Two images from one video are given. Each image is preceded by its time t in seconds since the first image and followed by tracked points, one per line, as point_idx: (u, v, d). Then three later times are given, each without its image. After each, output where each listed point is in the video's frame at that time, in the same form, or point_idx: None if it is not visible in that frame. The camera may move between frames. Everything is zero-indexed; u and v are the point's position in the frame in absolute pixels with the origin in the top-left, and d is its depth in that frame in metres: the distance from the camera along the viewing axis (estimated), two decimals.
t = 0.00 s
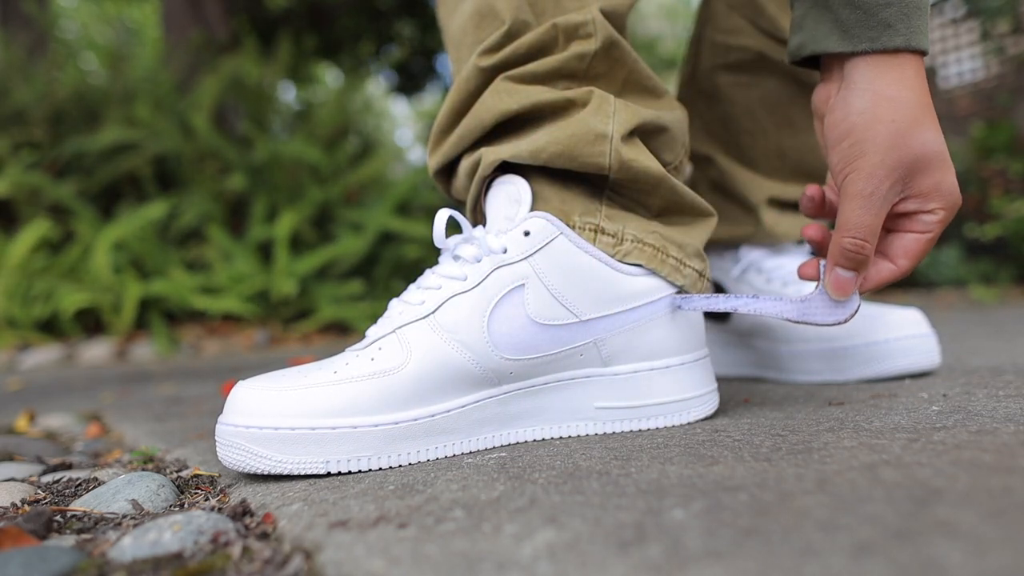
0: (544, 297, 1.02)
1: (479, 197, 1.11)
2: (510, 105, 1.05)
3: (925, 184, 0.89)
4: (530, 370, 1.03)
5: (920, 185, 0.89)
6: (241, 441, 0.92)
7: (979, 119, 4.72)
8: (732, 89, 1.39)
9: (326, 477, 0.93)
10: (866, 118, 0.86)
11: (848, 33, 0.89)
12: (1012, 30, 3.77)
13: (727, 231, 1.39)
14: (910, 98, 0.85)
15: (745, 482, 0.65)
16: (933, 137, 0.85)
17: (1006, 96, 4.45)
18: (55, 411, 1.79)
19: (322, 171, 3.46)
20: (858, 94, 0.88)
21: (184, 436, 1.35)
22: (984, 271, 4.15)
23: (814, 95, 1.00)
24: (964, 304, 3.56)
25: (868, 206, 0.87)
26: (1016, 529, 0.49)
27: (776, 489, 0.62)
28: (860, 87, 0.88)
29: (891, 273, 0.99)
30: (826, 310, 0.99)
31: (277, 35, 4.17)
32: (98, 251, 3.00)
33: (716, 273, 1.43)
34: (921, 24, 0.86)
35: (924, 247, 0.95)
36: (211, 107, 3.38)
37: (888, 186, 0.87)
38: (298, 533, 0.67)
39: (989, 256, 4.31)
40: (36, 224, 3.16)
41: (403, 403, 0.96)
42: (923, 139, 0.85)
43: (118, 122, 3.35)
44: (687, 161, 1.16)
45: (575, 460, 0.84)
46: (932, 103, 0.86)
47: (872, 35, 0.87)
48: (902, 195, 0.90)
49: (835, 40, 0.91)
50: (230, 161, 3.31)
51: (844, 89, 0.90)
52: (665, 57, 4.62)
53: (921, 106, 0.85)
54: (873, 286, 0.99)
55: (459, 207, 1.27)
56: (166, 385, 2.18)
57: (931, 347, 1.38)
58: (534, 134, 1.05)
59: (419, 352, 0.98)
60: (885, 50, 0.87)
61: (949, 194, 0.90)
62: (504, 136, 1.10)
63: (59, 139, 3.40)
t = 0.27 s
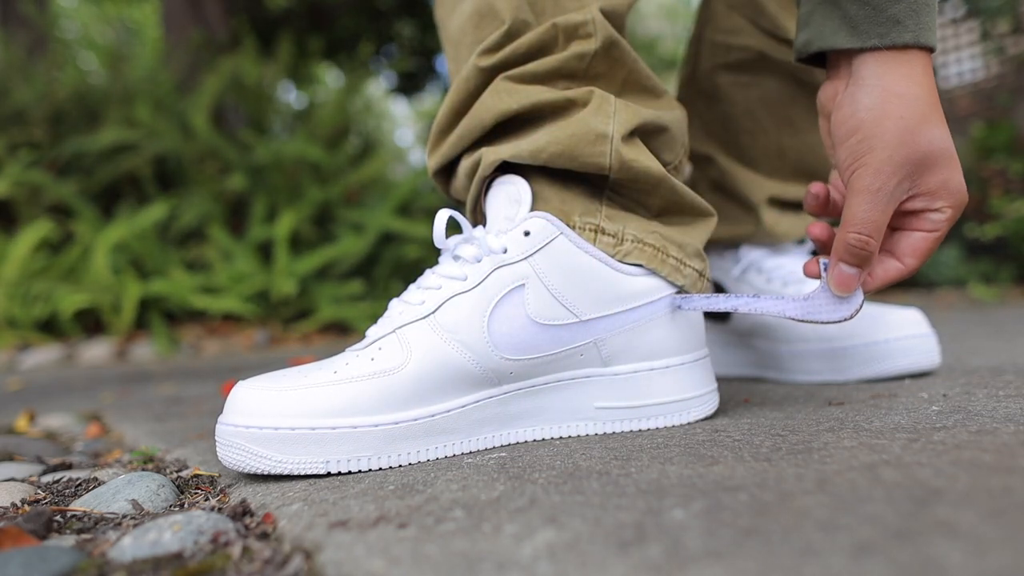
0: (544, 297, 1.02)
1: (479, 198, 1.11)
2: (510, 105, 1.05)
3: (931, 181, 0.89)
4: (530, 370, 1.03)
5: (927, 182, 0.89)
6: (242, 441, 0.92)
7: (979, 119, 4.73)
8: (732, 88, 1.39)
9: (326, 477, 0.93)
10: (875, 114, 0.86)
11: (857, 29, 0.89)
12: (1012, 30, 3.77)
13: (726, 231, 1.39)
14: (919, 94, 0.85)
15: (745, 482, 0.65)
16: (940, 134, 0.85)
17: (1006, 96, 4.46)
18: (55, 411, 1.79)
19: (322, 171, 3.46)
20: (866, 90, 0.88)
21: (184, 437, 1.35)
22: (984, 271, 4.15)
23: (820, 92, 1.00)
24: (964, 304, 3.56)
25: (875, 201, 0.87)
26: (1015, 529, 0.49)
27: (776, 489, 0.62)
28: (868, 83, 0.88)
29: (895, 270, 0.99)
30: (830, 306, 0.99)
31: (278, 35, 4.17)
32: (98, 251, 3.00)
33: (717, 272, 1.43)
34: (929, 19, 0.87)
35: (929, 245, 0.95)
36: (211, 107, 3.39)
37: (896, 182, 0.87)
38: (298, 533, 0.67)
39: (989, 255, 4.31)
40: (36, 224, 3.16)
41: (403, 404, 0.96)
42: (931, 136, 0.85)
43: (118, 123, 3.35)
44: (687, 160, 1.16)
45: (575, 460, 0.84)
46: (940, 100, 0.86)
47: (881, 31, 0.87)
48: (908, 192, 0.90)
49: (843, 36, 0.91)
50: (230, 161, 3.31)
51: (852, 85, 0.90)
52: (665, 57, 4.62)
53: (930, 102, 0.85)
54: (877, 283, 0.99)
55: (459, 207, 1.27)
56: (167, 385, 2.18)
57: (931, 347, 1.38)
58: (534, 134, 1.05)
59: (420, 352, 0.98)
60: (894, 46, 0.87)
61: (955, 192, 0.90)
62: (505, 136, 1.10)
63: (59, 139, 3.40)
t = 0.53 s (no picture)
0: (545, 297, 1.02)
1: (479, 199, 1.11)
2: (511, 105, 1.05)
3: (943, 173, 0.89)
4: (530, 371, 1.03)
5: (939, 173, 0.89)
6: (242, 441, 0.92)
7: (980, 119, 4.73)
8: (732, 88, 1.39)
9: (326, 477, 0.93)
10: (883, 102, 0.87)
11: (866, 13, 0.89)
12: (1012, 30, 3.77)
13: (726, 231, 1.39)
14: (928, 82, 0.85)
15: (745, 482, 0.65)
16: (951, 122, 0.85)
17: (1006, 96, 4.45)
18: (55, 411, 1.79)
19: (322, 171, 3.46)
20: (875, 79, 0.88)
21: (184, 436, 1.35)
22: (984, 271, 4.15)
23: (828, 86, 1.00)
24: (964, 304, 3.56)
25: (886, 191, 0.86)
26: (1016, 528, 0.49)
27: (776, 489, 0.62)
28: (876, 72, 0.89)
29: (910, 266, 0.98)
30: (837, 302, 0.97)
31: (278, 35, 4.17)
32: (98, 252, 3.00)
33: (719, 272, 1.43)
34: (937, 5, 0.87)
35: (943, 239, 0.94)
36: (211, 107, 3.38)
37: (907, 172, 0.86)
38: (298, 533, 0.67)
39: (989, 255, 4.32)
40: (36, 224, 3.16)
41: (403, 403, 0.96)
42: (941, 124, 0.85)
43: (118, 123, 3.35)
44: (687, 160, 1.16)
45: (575, 460, 0.84)
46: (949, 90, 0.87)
47: (890, 17, 0.87)
48: (920, 183, 0.89)
49: (850, 23, 0.91)
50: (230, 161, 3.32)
51: (861, 75, 0.91)
52: (665, 57, 4.62)
53: (938, 91, 0.85)
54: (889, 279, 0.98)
55: (459, 207, 1.27)
56: (166, 386, 2.18)
57: (931, 348, 1.38)
58: (535, 134, 1.05)
59: (420, 351, 0.98)
60: (903, 33, 0.87)
61: (968, 183, 0.90)
62: (505, 136, 1.10)
63: (59, 139, 3.40)
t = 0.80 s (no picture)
0: (545, 297, 1.02)
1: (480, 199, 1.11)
2: (512, 105, 1.05)
3: (945, 168, 0.88)
4: (530, 371, 1.03)
5: (940, 168, 0.88)
6: (242, 441, 0.92)
7: (980, 119, 4.73)
8: (732, 88, 1.39)
9: (326, 477, 0.93)
10: (879, 95, 0.85)
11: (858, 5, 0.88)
12: (1012, 30, 3.78)
13: (727, 231, 1.39)
14: (925, 75, 0.84)
15: (745, 482, 0.65)
16: (949, 115, 0.84)
17: (1006, 96, 4.45)
18: (55, 411, 1.79)
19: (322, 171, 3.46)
20: (870, 72, 0.87)
21: (184, 436, 1.35)
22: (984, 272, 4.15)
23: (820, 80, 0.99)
24: (964, 304, 3.56)
25: (888, 187, 0.85)
26: (1016, 529, 0.49)
27: (776, 489, 0.62)
28: (870, 64, 0.88)
29: (918, 265, 0.96)
30: (834, 305, 0.96)
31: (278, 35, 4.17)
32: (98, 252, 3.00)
33: (719, 272, 1.43)
34: None
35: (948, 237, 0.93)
36: (211, 107, 3.39)
37: (907, 168, 0.85)
38: (298, 533, 0.67)
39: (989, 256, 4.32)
40: (36, 224, 3.16)
41: (403, 403, 0.96)
42: (941, 118, 0.84)
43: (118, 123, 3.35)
44: (687, 161, 1.16)
45: (575, 460, 0.84)
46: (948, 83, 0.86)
47: (882, 7, 0.87)
48: (922, 179, 0.88)
49: (842, 14, 0.90)
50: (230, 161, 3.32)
51: (855, 68, 0.89)
52: (665, 57, 4.62)
53: (935, 83, 0.84)
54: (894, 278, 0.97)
55: (460, 207, 1.27)
56: (166, 386, 2.18)
57: (931, 348, 1.38)
58: (535, 134, 1.05)
59: (420, 351, 0.98)
60: (896, 23, 0.86)
61: (970, 178, 0.89)
62: (505, 136, 1.10)
63: (59, 139, 3.40)
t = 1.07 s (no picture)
0: (545, 297, 1.02)
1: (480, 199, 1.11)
2: (513, 104, 1.05)
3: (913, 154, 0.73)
4: (530, 371, 1.03)
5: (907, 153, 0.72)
6: (242, 441, 0.92)
7: (980, 119, 4.73)
8: (733, 87, 1.39)
9: (326, 477, 0.93)
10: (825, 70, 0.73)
11: None
12: (1012, 30, 3.78)
13: (728, 231, 1.39)
14: (879, 45, 0.72)
15: (745, 482, 0.65)
16: (912, 88, 0.70)
17: (1006, 96, 4.45)
18: (55, 411, 1.80)
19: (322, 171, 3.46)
20: (818, 46, 0.74)
21: (184, 436, 1.35)
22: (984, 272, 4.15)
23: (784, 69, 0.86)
24: (964, 304, 3.56)
25: (823, 171, 0.70)
26: (1016, 528, 0.49)
27: (776, 489, 0.62)
28: (819, 38, 0.75)
29: (894, 265, 0.79)
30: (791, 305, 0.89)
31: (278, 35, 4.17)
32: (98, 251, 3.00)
33: (719, 272, 1.42)
34: None
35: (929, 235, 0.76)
36: (211, 107, 3.39)
37: (860, 149, 0.71)
38: (298, 533, 0.67)
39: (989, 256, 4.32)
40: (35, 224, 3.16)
41: (403, 403, 0.96)
42: (892, 92, 0.70)
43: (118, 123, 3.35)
44: (689, 161, 1.16)
45: (575, 460, 0.84)
46: (913, 57, 0.72)
47: None
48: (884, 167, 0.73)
49: None
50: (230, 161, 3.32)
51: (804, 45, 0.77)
52: (665, 57, 4.62)
53: (891, 55, 0.71)
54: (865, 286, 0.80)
55: (460, 207, 1.27)
56: (166, 385, 2.18)
57: (931, 347, 1.38)
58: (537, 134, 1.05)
59: (420, 351, 0.98)
60: None
61: (950, 164, 0.73)
62: (507, 136, 1.10)
63: (58, 139, 3.40)
